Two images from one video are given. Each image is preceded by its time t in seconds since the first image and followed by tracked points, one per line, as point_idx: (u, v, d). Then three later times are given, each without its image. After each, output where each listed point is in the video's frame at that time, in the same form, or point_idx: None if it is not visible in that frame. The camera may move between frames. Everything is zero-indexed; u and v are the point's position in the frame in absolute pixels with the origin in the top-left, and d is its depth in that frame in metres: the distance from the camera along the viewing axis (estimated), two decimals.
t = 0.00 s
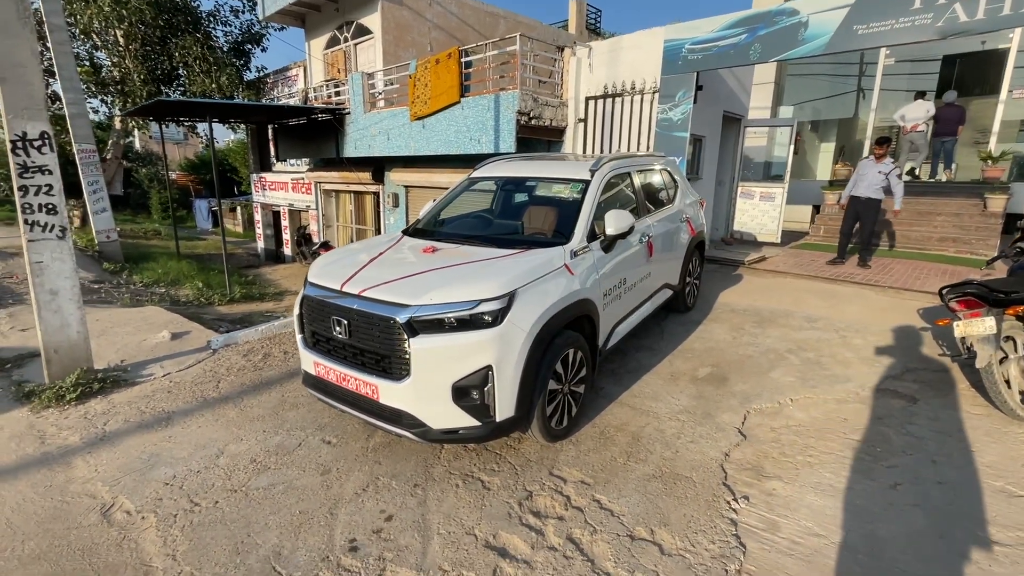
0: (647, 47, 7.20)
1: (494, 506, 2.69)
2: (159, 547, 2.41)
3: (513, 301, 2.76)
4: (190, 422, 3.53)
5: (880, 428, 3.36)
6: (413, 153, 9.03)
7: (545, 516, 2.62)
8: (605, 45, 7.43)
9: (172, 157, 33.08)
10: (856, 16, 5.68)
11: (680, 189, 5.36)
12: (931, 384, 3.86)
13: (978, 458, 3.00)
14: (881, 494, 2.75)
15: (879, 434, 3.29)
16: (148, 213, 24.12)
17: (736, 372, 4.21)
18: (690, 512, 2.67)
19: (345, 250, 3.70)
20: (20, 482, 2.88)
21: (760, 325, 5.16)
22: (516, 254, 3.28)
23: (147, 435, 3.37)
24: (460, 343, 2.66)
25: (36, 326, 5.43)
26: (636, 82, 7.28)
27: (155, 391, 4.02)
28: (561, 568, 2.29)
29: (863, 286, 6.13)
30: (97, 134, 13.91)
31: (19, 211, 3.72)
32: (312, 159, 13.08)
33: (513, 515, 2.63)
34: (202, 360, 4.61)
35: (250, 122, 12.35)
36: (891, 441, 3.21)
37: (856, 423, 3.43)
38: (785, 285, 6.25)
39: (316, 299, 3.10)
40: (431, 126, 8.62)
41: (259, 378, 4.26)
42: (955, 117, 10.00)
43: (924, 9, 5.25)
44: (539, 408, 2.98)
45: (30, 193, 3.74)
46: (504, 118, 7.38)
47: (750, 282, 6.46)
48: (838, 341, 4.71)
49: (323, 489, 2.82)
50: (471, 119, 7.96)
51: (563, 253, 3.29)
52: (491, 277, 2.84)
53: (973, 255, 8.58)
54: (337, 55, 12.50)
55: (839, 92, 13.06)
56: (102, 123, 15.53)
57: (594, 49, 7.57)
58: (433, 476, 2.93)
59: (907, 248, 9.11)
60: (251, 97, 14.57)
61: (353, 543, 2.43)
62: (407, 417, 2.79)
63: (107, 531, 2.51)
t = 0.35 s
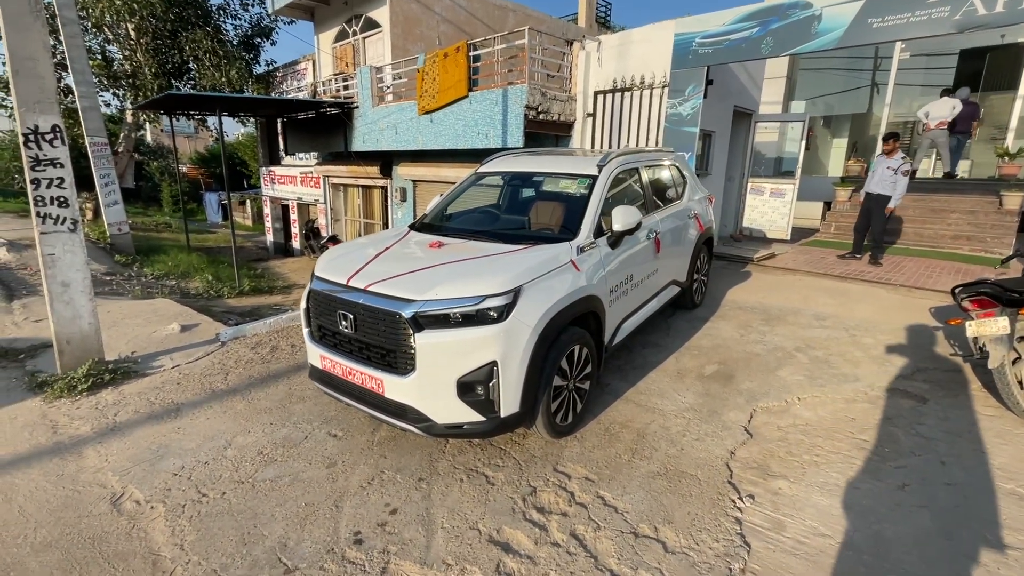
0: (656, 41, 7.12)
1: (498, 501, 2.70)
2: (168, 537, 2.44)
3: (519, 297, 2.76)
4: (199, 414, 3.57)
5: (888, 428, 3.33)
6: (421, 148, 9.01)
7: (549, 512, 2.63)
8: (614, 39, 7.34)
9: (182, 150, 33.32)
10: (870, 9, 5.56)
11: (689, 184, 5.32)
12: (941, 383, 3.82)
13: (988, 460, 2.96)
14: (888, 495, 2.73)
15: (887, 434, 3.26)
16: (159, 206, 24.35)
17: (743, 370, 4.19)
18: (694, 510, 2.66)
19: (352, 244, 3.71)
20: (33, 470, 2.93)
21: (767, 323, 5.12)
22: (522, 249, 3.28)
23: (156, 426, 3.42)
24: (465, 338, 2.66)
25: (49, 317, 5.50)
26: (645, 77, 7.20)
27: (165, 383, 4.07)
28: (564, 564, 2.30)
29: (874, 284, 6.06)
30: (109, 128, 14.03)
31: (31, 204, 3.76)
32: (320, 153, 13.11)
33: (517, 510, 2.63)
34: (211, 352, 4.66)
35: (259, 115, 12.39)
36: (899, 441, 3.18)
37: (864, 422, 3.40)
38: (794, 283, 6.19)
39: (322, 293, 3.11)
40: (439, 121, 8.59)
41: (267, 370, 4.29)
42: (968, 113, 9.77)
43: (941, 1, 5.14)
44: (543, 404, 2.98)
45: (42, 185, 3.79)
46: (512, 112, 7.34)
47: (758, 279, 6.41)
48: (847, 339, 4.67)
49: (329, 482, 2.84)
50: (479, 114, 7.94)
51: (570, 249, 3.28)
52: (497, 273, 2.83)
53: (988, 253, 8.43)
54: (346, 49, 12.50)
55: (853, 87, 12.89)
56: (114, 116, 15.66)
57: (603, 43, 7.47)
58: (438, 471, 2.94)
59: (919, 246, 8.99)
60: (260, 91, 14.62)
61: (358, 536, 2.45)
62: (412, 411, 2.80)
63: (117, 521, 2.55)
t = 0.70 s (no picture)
0: (666, 34, 7.08)
1: (513, 498, 2.68)
2: (183, 533, 2.42)
3: (535, 293, 2.72)
4: (209, 408, 3.56)
5: (905, 426, 3.30)
6: (427, 142, 8.95)
7: (565, 510, 2.61)
8: (623, 32, 7.29)
9: (184, 144, 33.24)
10: (885, 2, 5.49)
11: (700, 179, 5.27)
12: (957, 382, 3.78)
13: (1008, 460, 2.93)
14: (907, 494, 2.71)
15: (904, 433, 3.23)
16: (162, 199, 24.33)
17: (756, 367, 4.16)
18: (712, 508, 2.64)
19: (363, 239, 3.67)
20: (45, 465, 2.92)
21: (778, 320, 5.09)
22: (536, 244, 3.24)
23: (167, 421, 3.40)
24: (481, 334, 2.63)
25: (56, 311, 5.49)
26: (655, 70, 7.17)
27: (174, 377, 4.06)
28: (583, 562, 2.28)
29: (885, 281, 6.02)
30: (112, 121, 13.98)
31: (39, 196, 3.72)
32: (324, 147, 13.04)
33: (533, 508, 2.62)
34: (220, 346, 4.63)
35: (263, 109, 12.33)
36: (916, 440, 3.16)
37: (880, 421, 3.37)
38: (804, 279, 6.15)
39: (335, 288, 3.08)
40: (445, 115, 8.53)
41: (276, 365, 4.28)
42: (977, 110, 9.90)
43: None
44: (559, 401, 2.95)
45: (51, 178, 3.75)
46: (520, 106, 7.29)
47: (767, 276, 6.37)
48: (859, 337, 4.64)
49: (343, 478, 2.83)
50: (485, 107, 7.88)
51: (584, 244, 3.24)
52: (512, 268, 2.80)
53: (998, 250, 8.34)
54: (350, 41, 12.41)
55: (861, 82, 12.84)
56: (117, 109, 15.60)
57: (612, 36, 7.43)
58: (452, 468, 2.92)
59: (928, 243, 8.94)
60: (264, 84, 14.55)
61: (374, 533, 2.43)
62: (426, 408, 2.77)
63: (131, 516, 2.53)
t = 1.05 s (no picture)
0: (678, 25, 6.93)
1: (546, 499, 2.64)
2: (212, 536, 2.37)
3: (567, 291, 2.67)
4: (227, 407, 3.49)
5: (932, 424, 3.30)
6: (432, 136, 8.84)
7: (600, 510, 2.57)
8: (633, 24, 7.18)
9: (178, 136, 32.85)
10: None
11: (716, 174, 5.22)
12: (979, 379, 3.79)
13: None
14: (942, 493, 2.69)
15: (932, 430, 3.23)
16: (157, 193, 24.05)
17: (776, 364, 4.14)
18: (747, 508, 2.62)
19: (382, 234, 3.60)
20: (64, 466, 2.85)
21: (794, 316, 5.07)
22: (562, 240, 3.19)
23: (184, 420, 3.33)
24: (513, 333, 2.58)
25: (60, 307, 5.38)
26: (665, 64, 7.03)
27: (188, 374, 3.98)
28: (623, 565, 2.24)
29: (897, 277, 6.02)
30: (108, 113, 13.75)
31: (49, 190, 3.63)
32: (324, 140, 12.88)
33: (567, 508, 2.58)
34: (231, 343, 4.55)
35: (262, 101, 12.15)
36: (945, 438, 3.15)
37: (906, 418, 3.36)
38: (815, 275, 6.14)
39: (359, 285, 3.01)
40: (451, 108, 8.42)
41: (290, 363, 4.21)
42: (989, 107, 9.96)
43: None
44: (588, 400, 2.91)
45: (60, 172, 3.66)
46: (529, 100, 7.19)
47: (779, 271, 6.35)
48: (877, 333, 4.63)
49: (371, 479, 2.78)
50: (492, 101, 7.76)
51: (611, 241, 3.19)
52: (543, 266, 2.75)
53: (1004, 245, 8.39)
54: (351, 33, 12.26)
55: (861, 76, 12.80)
56: (112, 101, 15.36)
57: (621, 29, 7.32)
58: (480, 467, 2.87)
59: (933, 238, 8.97)
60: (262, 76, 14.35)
61: (408, 536, 2.39)
62: (456, 407, 2.72)
63: (158, 519, 2.48)
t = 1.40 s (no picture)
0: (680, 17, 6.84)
1: (571, 496, 2.60)
2: (233, 540, 2.31)
3: (591, 286, 2.63)
4: (237, 407, 3.41)
5: (949, 416, 3.32)
6: (431, 129, 8.73)
7: (627, 508, 2.54)
8: (634, 16, 7.10)
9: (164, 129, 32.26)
10: None
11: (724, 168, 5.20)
12: (990, 372, 3.83)
13: None
14: (965, 486, 2.71)
15: (949, 423, 3.25)
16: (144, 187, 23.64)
17: (789, 357, 4.14)
18: (774, 503, 2.61)
19: (394, 229, 3.53)
20: (72, 469, 2.76)
21: (801, 309, 5.08)
22: (581, 235, 3.14)
23: (194, 420, 3.25)
24: (539, 329, 2.53)
25: (55, 305, 5.24)
26: (667, 56, 6.94)
27: (194, 373, 3.89)
28: (656, 562, 2.22)
29: (901, 269, 6.06)
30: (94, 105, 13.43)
31: (48, 184, 3.51)
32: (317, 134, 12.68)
33: (593, 506, 2.55)
34: (235, 341, 4.46)
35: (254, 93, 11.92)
36: (963, 431, 3.17)
37: (922, 410, 3.38)
38: (820, 268, 6.16)
39: (375, 280, 2.94)
40: (450, 101, 8.30)
41: (298, 360, 4.13)
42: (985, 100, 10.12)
43: None
44: (610, 396, 2.88)
45: (59, 165, 3.53)
46: (530, 92, 7.10)
47: (783, 264, 6.37)
48: (886, 326, 4.65)
49: (391, 478, 2.72)
50: (492, 93, 7.67)
51: (631, 235, 3.15)
52: (567, 260, 2.70)
53: (1000, 238, 8.50)
54: (345, 25, 12.08)
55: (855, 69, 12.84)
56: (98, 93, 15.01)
57: (623, 20, 7.22)
58: (502, 465, 2.83)
59: (930, 231, 9.05)
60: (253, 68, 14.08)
61: (435, 536, 2.34)
62: (478, 405, 2.67)
63: (175, 522, 2.41)
